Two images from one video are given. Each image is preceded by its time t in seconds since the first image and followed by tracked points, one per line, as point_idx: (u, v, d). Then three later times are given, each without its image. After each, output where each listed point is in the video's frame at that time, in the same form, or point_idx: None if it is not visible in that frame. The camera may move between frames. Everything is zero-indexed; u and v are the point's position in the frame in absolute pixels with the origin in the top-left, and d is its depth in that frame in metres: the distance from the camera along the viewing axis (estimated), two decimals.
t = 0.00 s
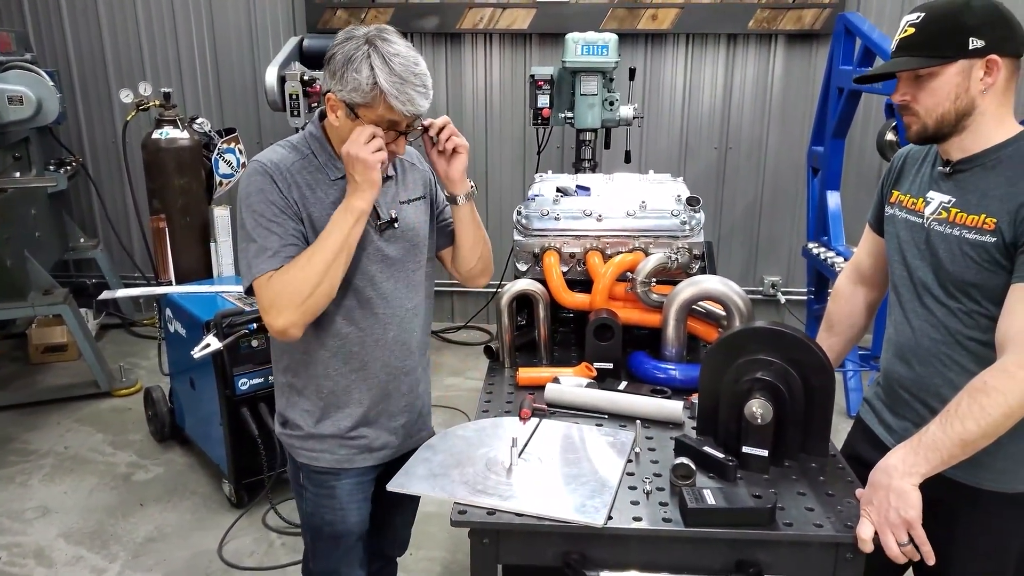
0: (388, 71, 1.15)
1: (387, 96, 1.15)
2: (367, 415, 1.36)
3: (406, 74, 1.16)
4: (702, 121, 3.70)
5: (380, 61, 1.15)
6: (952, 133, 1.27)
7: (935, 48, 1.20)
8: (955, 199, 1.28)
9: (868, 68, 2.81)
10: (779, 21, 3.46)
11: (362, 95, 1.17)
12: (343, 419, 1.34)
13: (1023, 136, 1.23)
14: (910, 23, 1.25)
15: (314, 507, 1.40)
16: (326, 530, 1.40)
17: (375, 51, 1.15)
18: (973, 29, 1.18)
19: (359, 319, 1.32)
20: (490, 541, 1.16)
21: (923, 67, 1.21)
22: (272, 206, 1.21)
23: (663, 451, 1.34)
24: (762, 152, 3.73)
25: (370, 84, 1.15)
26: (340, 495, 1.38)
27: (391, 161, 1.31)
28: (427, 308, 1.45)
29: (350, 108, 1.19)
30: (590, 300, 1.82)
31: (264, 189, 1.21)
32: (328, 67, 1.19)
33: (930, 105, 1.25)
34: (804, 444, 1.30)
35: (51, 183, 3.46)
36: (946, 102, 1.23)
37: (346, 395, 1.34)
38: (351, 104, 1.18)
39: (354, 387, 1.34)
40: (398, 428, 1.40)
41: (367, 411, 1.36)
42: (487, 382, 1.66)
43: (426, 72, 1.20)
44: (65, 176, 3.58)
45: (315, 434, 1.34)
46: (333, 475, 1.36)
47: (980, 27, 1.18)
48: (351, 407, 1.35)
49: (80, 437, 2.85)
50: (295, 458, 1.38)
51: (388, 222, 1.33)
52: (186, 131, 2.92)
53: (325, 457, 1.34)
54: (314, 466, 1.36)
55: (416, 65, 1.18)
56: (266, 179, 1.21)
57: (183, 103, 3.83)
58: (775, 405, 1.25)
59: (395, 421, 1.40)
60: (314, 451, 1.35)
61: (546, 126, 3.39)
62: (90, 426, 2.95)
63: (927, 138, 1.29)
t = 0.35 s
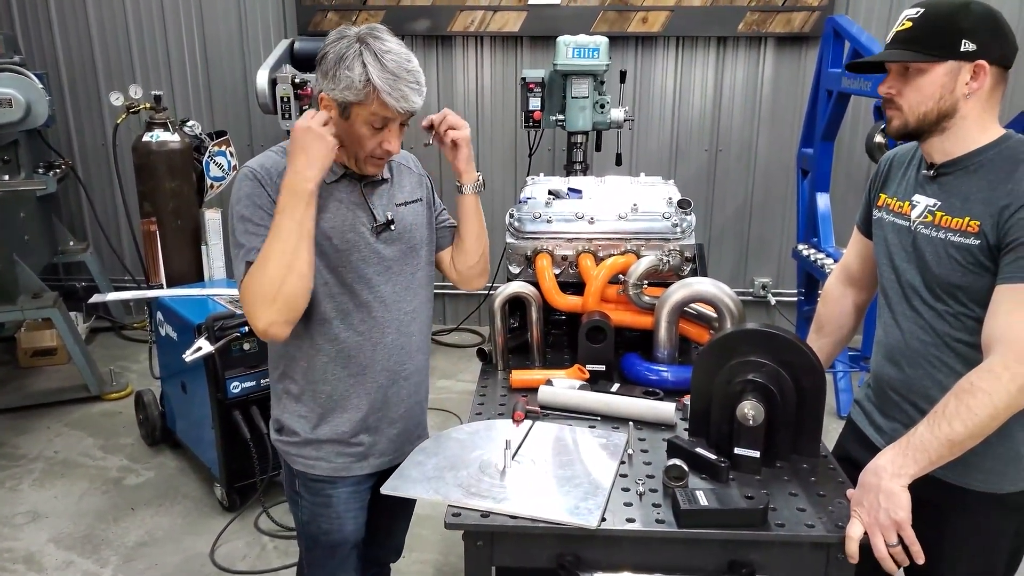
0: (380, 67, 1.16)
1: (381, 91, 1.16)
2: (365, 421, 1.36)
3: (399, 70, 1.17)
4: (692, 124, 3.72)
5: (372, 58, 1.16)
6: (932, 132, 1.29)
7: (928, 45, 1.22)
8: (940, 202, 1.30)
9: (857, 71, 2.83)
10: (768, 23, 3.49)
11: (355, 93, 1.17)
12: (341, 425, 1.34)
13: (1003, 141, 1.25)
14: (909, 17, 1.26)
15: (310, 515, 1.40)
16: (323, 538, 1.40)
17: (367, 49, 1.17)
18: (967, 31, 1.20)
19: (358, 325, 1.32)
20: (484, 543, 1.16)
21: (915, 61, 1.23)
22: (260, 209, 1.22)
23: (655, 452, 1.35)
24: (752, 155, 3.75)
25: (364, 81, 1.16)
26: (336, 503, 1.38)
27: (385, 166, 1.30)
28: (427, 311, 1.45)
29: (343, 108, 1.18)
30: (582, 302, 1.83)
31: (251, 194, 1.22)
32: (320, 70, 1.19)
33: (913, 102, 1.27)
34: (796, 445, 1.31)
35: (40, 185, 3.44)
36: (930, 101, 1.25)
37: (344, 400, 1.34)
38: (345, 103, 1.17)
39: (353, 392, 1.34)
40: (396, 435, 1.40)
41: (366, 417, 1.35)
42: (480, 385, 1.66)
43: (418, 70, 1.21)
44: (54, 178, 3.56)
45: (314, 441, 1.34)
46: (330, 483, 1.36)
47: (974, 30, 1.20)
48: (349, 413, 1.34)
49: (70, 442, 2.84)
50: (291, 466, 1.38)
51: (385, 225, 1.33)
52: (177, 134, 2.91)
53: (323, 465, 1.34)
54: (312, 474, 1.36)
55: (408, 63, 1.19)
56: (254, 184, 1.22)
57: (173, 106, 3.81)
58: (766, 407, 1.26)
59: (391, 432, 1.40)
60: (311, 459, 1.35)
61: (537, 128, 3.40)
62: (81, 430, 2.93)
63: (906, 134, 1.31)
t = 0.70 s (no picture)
0: (379, 60, 1.16)
1: (381, 83, 1.16)
2: (361, 427, 1.36)
3: (398, 63, 1.18)
4: (683, 126, 3.74)
5: (371, 52, 1.17)
6: (923, 134, 1.30)
7: (920, 47, 1.23)
8: (930, 202, 1.31)
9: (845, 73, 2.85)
10: (758, 26, 3.51)
11: (355, 88, 1.16)
12: (338, 431, 1.34)
13: (992, 142, 1.27)
14: (900, 19, 1.28)
15: (304, 521, 1.39)
16: (317, 543, 1.40)
17: (365, 43, 1.17)
18: (959, 32, 1.21)
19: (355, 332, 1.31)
20: (478, 544, 1.17)
21: (908, 62, 1.24)
22: (254, 230, 1.19)
23: (647, 452, 1.35)
24: (742, 157, 3.77)
25: (364, 74, 1.16)
26: (331, 510, 1.38)
27: (388, 165, 1.30)
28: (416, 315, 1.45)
29: (344, 103, 1.18)
30: (574, 304, 1.84)
31: (246, 212, 1.19)
32: (318, 68, 1.19)
33: (905, 103, 1.28)
34: (787, 444, 1.32)
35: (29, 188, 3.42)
36: (921, 103, 1.26)
37: (342, 406, 1.34)
38: (346, 99, 1.17)
39: (352, 399, 1.34)
40: (390, 440, 1.40)
41: (361, 422, 1.36)
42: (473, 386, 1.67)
43: (417, 64, 1.21)
44: (43, 181, 3.54)
45: (311, 448, 1.33)
46: (326, 489, 1.36)
47: (965, 33, 1.21)
48: (345, 418, 1.35)
49: (61, 446, 2.82)
50: (286, 472, 1.38)
51: (386, 230, 1.33)
52: (168, 136, 2.90)
53: (318, 471, 1.34)
54: (309, 481, 1.35)
55: (407, 56, 1.20)
56: (249, 196, 1.19)
57: (163, 108, 3.80)
58: (758, 407, 1.27)
59: (386, 439, 1.40)
60: (307, 466, 1.34)
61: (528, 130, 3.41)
62: (71, 434, 2.91)
63: (897, 135, 1.33)
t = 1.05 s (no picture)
0: (370, 60, 1.16)
1: (373, 83, 1.16)
2: (340, 432, 1.36)
3: (389, 62, 1.18)
4: (674, 128, 3.75)
5: (362, 51, 1.17)
6: (913, 137, 1.31)
7: (908, 51, 1.24)
8: (918, 204, 1.32)
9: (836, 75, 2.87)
10: (748, 28, 3.53)
11: (347, 88, 1.17)
12: (318, 436, 1.35)
13: (980, 144, 1.28)
14: (889, 23, 1.29)
15: (289, 527, 1.39)
16: (303, 549, 1.40)
17: (356, 43, 1.17)
18: (947, 36, 1.23)
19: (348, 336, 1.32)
20: (471, 546, 1.17)
21: (897, 66, 1.25)
22: (274, 227, 1.21)
23: (639, 453, 1.36)
24: (733, 159, 3.79)
25: (355, 74, 1.16)
26: (316, 516, 1.38)
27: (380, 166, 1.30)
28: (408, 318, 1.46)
29: (335, 104, 1.18)
30: (567, 305, 1.85)
31: (260, 210, 1.20)
32: (309, 68, 1.20)
33: (895, 107, 1.29)
34: (779, 445, 1.33)
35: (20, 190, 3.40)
36: (911, 106, 1.28)
37: (323, 411, 1.34)
38: (337, 99, 1.17)
39: (335, 403, 1.34)
40: (378, 443, 1.41)
41: (345, 427, 1.36)
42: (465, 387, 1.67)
43: (409, 63, 1.21)
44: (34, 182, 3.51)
45: (292, 453, 1.34)
46: (309, 495, 1.36)
47: (952, 36, 1.23)
48: (327, 423, 1.35)
49: (50, 449, 2.80)
50: (270, 478, 1.38)
51: (377, 235, 1.32)
52: (159, 138, 2.89)
53: (300, 476, 1.34)
54: (293, 486, 1.36)
55: (399, 55, 1.19)
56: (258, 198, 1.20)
57: (154, 110, 3.79)
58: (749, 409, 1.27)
59: (374, 444, 1.40)
60: (289, 471, 1.35)
61: (521, 132, 3.41)
62: (61, 437, 2.89)
63: (887, 138, 1.34)
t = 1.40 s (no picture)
0: (370, 55, 1.17)
1: (373, 77, 1.16)
2: (336, 437, 1.36)
3: (389, 57, 1.18)
4: (666, 131, 3.77)
5: (362, 47, 1.17)
6: (903, 142, 1.33)
7: (894, 59, 1.25)
8: (908, 207, 1.34)
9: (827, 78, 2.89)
10: (740, 31, 3.55)
11: (346, 83, 1.17)
12: (314, 442, 1.35)
13: (967, 147, 1.29)
14: (872, 31, 1.30)
15: (284, 533, 1.39)
16: (299, 553, 1.40)
17: (356, 40, 1.18)
18: (931, 41, 1.24)
19: (344, 341, 1.32)
20: (465, 547, 1.17)
21: (882, 75, 1.26)
22: (261, 232, 1.20)
23: (634, 454, 1.36)
24: (725, 162, 3.81)
25: (355, 69, 1.16)
26: (313, 522, 1.38)
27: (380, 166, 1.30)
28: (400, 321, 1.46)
29: (335, 101, 1.19)
30: (560, 307, 1.85)
31: (251, 215, 1.19)
32: (311, 68, 1.20)
33: (884, 113, 1.30)
34: (772, 445, 1.34)
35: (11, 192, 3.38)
36: (901, 112, 1.29)
37: (321, 418, 1.34)
38: (336, 95, 1.18)
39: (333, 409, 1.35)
40: (371, 447, 1.41)
41: (342, 433, 1.36)
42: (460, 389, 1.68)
43: (408, 60, 1.22)
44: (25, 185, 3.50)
45: (291, 459, 1.34)
46: (305, 501, 1.36)
47: (937, 41, 1.24)
48: (324, 429, 1.35)
49: (43, 453, 2.79)
50: (265, 484, 1.38)
51: (374, 239, 1.32)
52: (152, 141, 2.88)
53: (296, 483, 1.34)
54: (290, 493, 1.35)
55: (398, 51, 1.20)
56: (250, 199, 1.20)
57: (146, 112, 3.78)
58: (743, 410, 1.28)
59: (368, 449, 1.41)
60: (287, 478, 1.34)
61: (514, 135, 3.42)
62: (53, 441, 2.88)
63: (879, 145, 1.35)
